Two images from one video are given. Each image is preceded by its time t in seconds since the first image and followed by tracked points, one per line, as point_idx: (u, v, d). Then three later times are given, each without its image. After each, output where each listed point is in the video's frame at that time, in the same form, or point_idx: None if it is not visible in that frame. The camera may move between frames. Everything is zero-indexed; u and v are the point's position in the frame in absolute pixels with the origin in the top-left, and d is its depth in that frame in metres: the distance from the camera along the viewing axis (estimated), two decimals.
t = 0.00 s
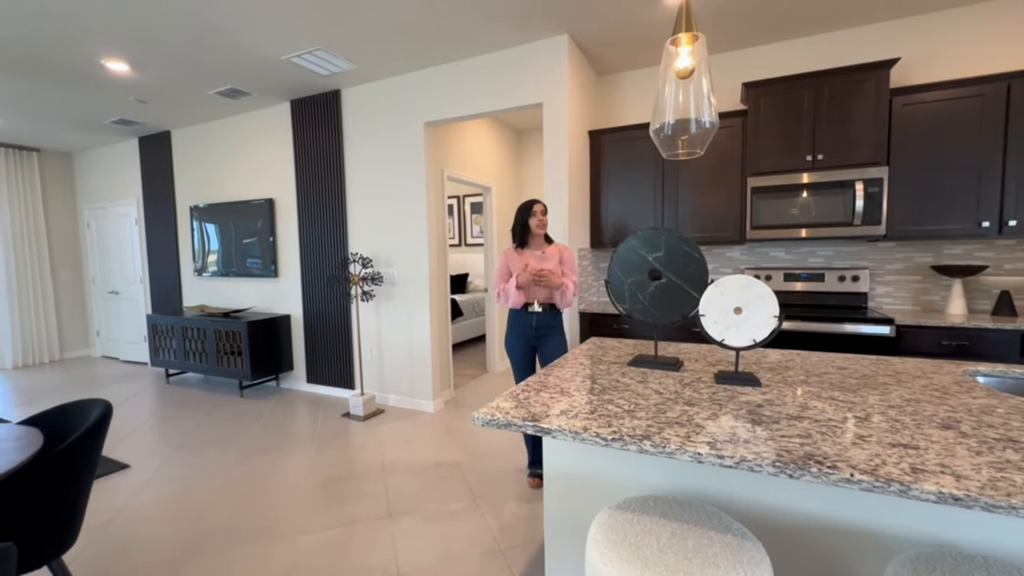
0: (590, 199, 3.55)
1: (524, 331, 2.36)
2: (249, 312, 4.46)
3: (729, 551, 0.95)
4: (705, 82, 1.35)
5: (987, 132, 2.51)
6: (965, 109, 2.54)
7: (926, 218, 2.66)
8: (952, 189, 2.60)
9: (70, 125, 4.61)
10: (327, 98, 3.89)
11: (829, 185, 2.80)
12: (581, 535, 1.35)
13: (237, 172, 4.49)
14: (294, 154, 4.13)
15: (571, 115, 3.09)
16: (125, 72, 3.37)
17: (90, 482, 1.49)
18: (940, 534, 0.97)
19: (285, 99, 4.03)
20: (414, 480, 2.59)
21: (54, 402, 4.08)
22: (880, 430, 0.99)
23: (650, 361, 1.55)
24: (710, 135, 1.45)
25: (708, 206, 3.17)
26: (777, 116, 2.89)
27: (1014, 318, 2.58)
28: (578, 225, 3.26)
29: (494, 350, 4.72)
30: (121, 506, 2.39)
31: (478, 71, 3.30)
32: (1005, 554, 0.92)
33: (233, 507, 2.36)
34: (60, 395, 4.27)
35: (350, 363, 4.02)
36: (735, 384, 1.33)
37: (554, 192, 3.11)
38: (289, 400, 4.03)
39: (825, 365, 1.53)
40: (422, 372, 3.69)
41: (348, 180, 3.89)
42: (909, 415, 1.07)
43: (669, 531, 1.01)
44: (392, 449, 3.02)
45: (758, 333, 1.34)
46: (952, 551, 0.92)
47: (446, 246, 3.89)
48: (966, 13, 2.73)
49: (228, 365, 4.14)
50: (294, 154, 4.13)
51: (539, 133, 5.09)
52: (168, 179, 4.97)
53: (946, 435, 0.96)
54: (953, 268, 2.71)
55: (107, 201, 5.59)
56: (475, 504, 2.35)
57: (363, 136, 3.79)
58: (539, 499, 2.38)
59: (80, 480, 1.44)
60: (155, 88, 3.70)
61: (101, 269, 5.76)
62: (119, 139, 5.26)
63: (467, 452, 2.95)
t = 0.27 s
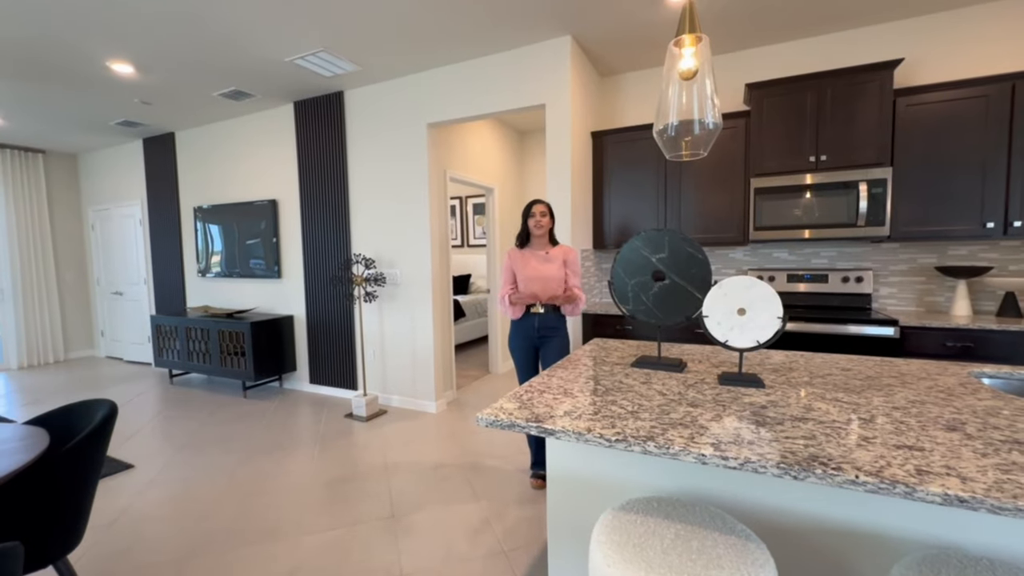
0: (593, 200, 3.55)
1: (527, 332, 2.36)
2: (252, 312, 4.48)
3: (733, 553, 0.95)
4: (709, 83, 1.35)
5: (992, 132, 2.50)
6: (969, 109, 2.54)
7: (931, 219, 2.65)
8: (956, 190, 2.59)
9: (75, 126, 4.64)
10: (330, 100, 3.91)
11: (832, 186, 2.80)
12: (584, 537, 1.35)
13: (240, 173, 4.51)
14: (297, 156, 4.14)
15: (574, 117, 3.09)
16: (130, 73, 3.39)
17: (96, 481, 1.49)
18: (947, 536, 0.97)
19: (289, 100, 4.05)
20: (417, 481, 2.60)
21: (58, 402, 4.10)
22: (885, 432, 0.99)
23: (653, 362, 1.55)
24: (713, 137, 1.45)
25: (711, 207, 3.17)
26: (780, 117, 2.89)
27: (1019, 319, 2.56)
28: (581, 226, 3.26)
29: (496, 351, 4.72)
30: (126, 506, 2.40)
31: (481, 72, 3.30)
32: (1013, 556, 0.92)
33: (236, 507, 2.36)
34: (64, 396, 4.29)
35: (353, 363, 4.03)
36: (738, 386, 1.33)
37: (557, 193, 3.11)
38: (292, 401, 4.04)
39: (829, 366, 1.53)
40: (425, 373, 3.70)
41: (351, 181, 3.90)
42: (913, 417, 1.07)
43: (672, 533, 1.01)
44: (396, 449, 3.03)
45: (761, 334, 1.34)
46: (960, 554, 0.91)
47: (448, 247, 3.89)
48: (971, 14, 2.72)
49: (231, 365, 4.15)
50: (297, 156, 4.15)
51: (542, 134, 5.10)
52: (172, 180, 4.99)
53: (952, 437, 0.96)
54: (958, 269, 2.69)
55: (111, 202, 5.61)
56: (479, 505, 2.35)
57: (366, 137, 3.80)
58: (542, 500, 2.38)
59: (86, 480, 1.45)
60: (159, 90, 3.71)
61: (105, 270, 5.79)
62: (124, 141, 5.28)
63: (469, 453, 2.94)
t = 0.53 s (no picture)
0: (595, 200, 3.55)
1: (529, 333, 2.36)
2: (255, 313, 4.49)
3: (736, 553, 0.95)
4: (711, 84, 1.36)
5: (995, 132, 2.49)
6: (972, 109, 2.53)
7: (934, 219, 2.65)
8: (960, 190, 2.58)
9: (79, 127, 4.66)
10: (333, 101, 3.92)
11: (835, 187, 2.79)
12: (586, 537, 1.35)
13: (243, 174, 4.53)
14: (299, 157, 4.16)
15: (575, 117, 3.10)
16: (133, 75, 3.41)
17: (100, 481, 1.50)
18: (950, 536, 0.97)
19: (291, 101, 4.06)
20: (419, 481, 2.60)
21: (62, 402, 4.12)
22: (888, 432, 0.99)
23: (656, 362, 1.55)
24: (715, 138, 1.45)
25: (713, 208, 3.17)
26: (783, 117, 2.89)
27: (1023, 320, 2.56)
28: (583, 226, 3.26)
29: (498, 352, 4.72)
30: (130, 505, 2.41)
31: (483, 73, 3.31)
32: (1017, 556, 0.92)
33: (239, 507, 2.37)
34: (68, 396, 4.31)
35: (356, 364, 4.04)
36: (741, 386, 1.33)
37: (559, 194, 3.11)
38: (295, 401, 4.05)
39: (832, 366, 1.53)
40: (427, 373, 3.70)
41: (353, 182, 3.91)
42: (916, 417, 1.07)
43: (675, 532, 1.01)
44: (398, 449, 3.03)
45: (764, 335, 1.34)
46: (963, 554, 0.91)
47: (450, 248, 3.90)
48: (974, 14, 2.72)
49: (234, 366, 4.16)
50: (300, 157, 4.16)
51: (543, 135, 5.10)
52: (175, 181, 5.01)
53: (955, 437, 0.96)
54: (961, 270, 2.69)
55: (115, 203, 5.64)
56: (481, 505, 2.35)
57: (368, 138, 3.81)
58: (544, 500, 2.38)
59: (91, 479, 1.46)
60: (162, 91, 3.73)
61: (109, 271, 5.81)
62: (127, 142, 5.31)
63: (470, 453, 2.95)
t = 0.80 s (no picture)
0: (597, 201, 3.55)
1: (530, 333, 2.36)
2: (257, 313, 4.50)
3: (739, 552, 0.95)
4: (713, 84, 1.35)
5: (997, 132, 2.49)
6: (974, 109, 2.53)
7: (936, 220, 2.64)
8: (962, 190, 2.58)
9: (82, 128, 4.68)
10: (335, 101, 3.93)
11: (837, 187, 2.79)
12: (588, 536, 1.35)
13: (245, 174, 4.54)
14: (302, 157, 4.17)
15: (577, 118, 3.10)
16: (137, 76, 3.42)
17: (104, 480, 1.51)
18: (953, 536, 0.97)
19: (293, 102, 4.07)
20: (420, 482, 2.60)
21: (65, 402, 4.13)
22: (890, 431, 0.99)
23: (658, 362, 1.55)
24: (717, 137, 1.46)
25: (715, 208, 3.17)
26: (784, 117, 2.89)
27: None
28: (584, 226, 3.26)
29: (500, 352, 4.73)
30: (133, 504, 2.42)
31: (485, 73, 3.31)
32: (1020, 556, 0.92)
33: (241, 506, 2.38)
34: (71, 396, 4.32)
35: (358, 364, 4.05)
36: (743, 386, 1.33)
37: (560, 194, 3.12)
38: (297, 401, 4.06)
39: (834, 367, 1.52)
40: (428, 373, 3.71)
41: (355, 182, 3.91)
42: (919, 416, 1.07)
43: (677, 532, 1.02)
44: (400, 450, 3.03)
45: (766, 334, 1.34)
46: (966, 554, 0.91)
47: (452, 248, 3.90)
48: (976, 13, 2.71)
49: (236, 365, 4.17)
50: (302, 157, 4.17)
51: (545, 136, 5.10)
52: (177, 182, 5.02)
53: (958, 437, 0.96)
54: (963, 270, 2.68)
55: (118, 204, 5.66)
56: (482, 505, 2.35)
57: (370, 139, 3.82)
58: (546, 500, 2.38)
59: (94, 478, 1.46)
60: (165, 92, 3.74)
61: (112, 271, 5.83)
62: (130, 143, 5.33)
63: (472, 453, 2.95)
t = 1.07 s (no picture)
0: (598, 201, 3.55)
1: (531, 333, 2.36)
2: (259, 313, 4.51)
3: (741, 553, 0.95)
4: (715, 84, 1.35)
5: (1000, 132, 2.48)
6: (977, 109, 2.52)
7: (938, 220, 2.64)
8: (965, 190, 2.57)
9: (84, 129, 4.69)
10: (337, 102, 3.93)
11: (839, 187, 2.78)
12: (590, 537, 1.35)
13: (247, 175, 4.55)
14: (303, 157, 4.17)
15: (579, 118, 3.10)
16: (139, 76, 3.43)
17: (105, 480, 1.51)
18: (957, 536, 0.96)
19: (295, 102, 4.07)
20: (422, 482, 2.60)
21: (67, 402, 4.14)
22: (893, 432, 0.98)
23: (659, 362, 1.55)
24: (720, 137, 1.45)
25: (717, 208, 3.16)
26: (786, 117, 2.88)
27: None
28: (586, 226, 3.26)
29: (501, 352, 4.72)
30: (135, 504, 2.42)
31: (486, 73, 3.31)
32: None
33: (243, 506, 2.38)
34: (73, 395, 4.33)
35: (359, 364, 4.05)
36: (744, 386, 1.33)
37: (562, 194, 3.11)
38: (298, 401, 4.06)
39: (837, 367, 1.52)
40: (430, 373, 3.71)
41: (357, 183, 3.92)
42: (923, 417, 1.06)
43: (679, 532, 1.01)
44: (401, 449, 3.03)
45: (768, 334, 1.33)
46: (970, 555, 0.91)
47: (453, 248, 3.91)
48: (978, 13, 2.71)
49: (238, 365, 4.18)
50: (303, 158, 4.17)
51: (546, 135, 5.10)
52: (179, 182, 5.03)
53: (962, 437, 0.95)
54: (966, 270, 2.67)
55: (120, 204, 5.67)
56: (483, 505, 2.35)
57: (372, 139, 3.82)
58: (547, 500, 2.38)
59: (96, 478, 1.46)
60: (167, 92, 3.75)
61: (114, 272, 5.85)
62: (133, 143, 5.34)
63: (472, 454, 2.95)
